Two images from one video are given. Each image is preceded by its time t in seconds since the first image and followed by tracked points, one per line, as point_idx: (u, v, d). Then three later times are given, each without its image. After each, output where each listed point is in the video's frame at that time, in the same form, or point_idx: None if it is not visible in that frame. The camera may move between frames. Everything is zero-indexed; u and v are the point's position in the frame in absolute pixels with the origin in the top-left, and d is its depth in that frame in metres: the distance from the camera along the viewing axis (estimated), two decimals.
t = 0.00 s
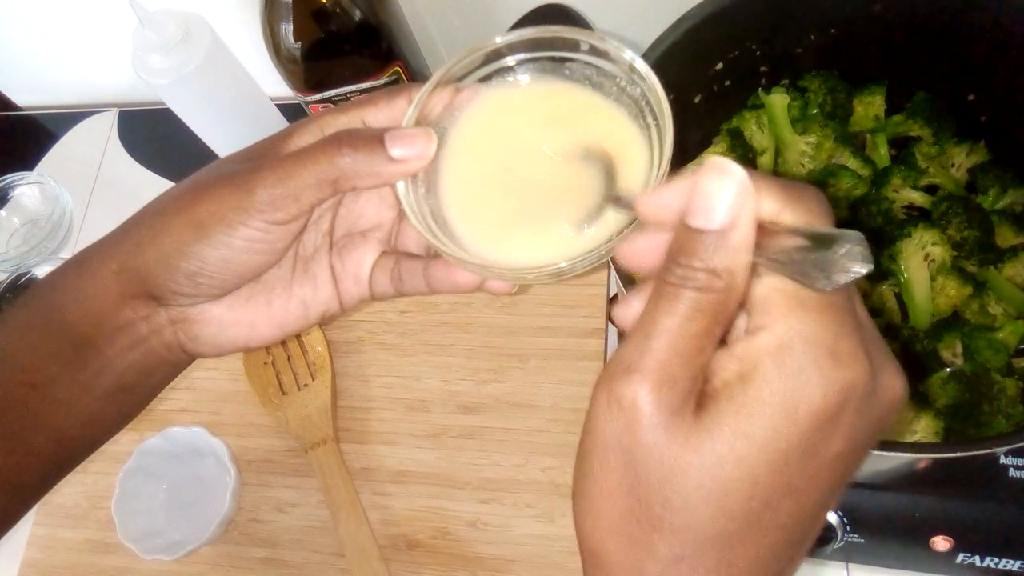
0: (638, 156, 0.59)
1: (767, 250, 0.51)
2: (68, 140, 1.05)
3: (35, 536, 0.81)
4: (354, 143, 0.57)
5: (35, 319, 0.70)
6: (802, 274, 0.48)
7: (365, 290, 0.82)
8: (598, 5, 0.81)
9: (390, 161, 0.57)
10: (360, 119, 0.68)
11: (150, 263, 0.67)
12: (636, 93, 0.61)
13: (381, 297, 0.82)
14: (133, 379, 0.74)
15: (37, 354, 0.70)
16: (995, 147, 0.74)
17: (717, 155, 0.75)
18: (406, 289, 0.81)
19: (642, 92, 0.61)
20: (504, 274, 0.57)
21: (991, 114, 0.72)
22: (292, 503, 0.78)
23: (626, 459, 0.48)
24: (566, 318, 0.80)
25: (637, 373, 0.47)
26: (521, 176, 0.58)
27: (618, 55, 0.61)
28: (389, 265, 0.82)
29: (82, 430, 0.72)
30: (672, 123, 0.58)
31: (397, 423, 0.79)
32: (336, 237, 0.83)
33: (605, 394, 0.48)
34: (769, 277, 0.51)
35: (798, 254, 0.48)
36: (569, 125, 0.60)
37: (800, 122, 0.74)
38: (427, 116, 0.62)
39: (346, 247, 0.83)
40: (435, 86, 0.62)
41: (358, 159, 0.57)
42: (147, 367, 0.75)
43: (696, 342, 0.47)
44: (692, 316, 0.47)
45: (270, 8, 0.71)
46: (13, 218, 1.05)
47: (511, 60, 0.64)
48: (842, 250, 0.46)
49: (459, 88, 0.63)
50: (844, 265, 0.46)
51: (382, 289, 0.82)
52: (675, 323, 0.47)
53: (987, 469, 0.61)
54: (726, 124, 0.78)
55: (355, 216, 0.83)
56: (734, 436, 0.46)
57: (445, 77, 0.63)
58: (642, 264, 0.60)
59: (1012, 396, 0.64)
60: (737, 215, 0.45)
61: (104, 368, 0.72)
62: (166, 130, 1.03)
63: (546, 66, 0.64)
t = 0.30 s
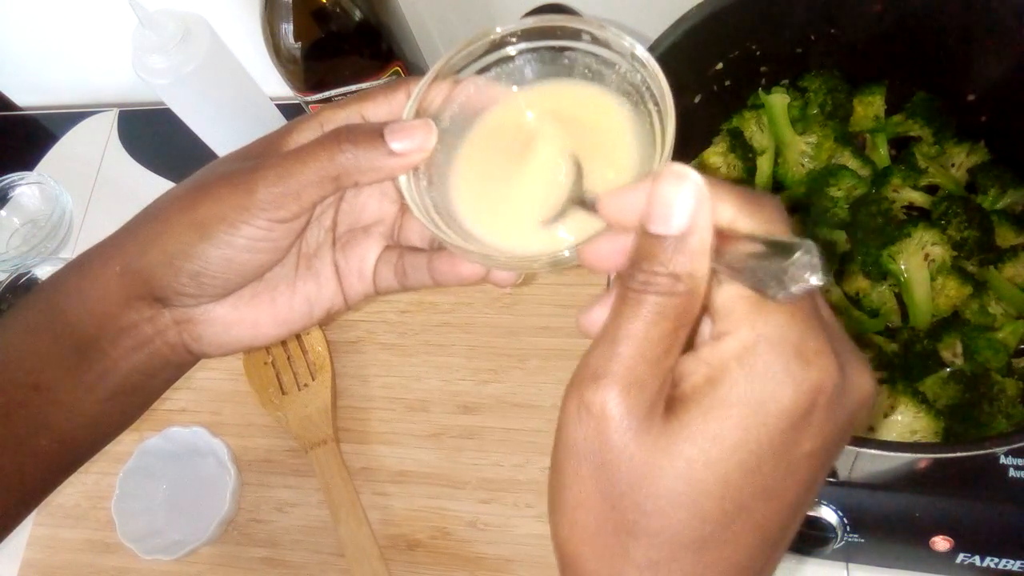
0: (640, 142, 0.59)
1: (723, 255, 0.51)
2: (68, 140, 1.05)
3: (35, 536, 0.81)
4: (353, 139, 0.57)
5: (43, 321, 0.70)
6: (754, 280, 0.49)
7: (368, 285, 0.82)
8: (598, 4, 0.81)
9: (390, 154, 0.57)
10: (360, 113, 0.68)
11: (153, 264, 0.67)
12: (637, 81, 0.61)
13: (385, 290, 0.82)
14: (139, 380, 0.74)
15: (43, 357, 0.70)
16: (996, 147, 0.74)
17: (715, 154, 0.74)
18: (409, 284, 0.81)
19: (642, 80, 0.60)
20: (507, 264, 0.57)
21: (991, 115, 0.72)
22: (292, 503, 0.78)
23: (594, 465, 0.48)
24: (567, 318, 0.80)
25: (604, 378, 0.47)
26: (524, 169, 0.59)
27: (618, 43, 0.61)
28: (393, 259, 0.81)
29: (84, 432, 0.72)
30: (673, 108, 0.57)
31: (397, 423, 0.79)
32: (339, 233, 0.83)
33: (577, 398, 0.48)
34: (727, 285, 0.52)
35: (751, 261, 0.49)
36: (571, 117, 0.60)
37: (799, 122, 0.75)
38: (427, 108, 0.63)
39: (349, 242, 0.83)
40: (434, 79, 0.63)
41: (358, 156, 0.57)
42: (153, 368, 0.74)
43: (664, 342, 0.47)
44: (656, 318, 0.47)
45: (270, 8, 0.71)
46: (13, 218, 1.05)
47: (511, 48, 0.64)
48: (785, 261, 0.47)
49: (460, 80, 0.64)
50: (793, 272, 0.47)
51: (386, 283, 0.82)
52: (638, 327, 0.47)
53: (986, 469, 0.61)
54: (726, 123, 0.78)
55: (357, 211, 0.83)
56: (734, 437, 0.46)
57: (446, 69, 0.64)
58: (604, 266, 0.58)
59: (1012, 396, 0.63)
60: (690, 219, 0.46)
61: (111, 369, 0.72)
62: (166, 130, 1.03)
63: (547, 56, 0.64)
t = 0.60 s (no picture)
0: (638, 148, 0.59)
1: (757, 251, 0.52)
2: (68, 141, 1.05)
3: (35, 537, 0.81)
4: (355, 144, 0.57)
5: (47, 322, 0.70)
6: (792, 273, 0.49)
7: (370, 288, 0.82)
8: (598, 3, 0.81)
9: (390, 159, 0.56)
10: (362, 119, 0.68)
11: (158, 267, 0.67)
12: (635, 86, 0.61)
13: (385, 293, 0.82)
14: (144, 382, 0.74)
15: (47, 359, 0.70)
16: (996, 147, 0.74)
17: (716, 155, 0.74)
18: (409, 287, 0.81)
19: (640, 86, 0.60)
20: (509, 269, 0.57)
21: (991, 115, 0.72)
22: (292, 502, 0.78)
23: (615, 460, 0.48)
24: (566, 318, 0.80)
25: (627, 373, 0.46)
26: (523, 172, 0.58)
27: (614, 48, 0.61)
28: (394, 262, 0.81)
29: (86, 434, 0.72)
30: (669, 114, 0.58)
31: (397, 422, 0.79)
32: (340, 236, 0.82)
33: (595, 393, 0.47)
34: (751, 278, 0.52)
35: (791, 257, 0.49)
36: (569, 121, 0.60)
37: (800, 122, 0.74)
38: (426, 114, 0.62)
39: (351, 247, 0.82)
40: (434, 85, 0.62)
41: (360, 160, 0.57)
42: (159, 369, 0.74)
43: (688, 337, 0.47)
44: (679, 313, 0.46)
45: (270, 8, 0.71)
46: (13, 218, 1.05)
47: (508, 55, 0.63)
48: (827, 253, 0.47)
49: (458, 86, 0.63)
50: (829, 265, 0.47)
51: (387, 286, 0.82)
52: (665, 324, 0.46)
53: (986, 469, 0.61)
54: (726, 123, 0.78)
55: (359, 214, 0.82)
56: (735, 432, 0.46)
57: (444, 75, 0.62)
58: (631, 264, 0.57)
59: (1012, 396, 0.64)
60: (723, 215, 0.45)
61: (115, 371, 0.72)
62: (166, 130, 1.03)
63: (546, 61, 0.63)
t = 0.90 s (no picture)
0: (620, 142, 0.60)
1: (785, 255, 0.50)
2: (68, 140, 1.05)
3: (35, 537, 0.81)
4: (329, 139, 0.57)
5: (25, 324, 0.70)
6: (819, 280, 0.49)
7: (354, 287, 0.83)
8: (599, 3, 0.81)
9: (366, 153, 0.56)
10: (342, 114, 0.67)
11: (134, 267, 0.68)
12: (618, 78, 0.62)
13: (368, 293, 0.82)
14: (126, 384, 0.74)
15: (27, 360, 0.70)
16: (996, 147, 0.74)
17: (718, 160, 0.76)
18: (393, 285, 0.82)
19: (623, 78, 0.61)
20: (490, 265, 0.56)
21: (991, 115, 0.72)
22: (292, 502, 0.78)
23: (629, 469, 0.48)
24: (566, 318, 0.80)
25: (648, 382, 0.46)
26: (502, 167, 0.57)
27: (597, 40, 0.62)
28: (376, 261, 0.82)
29: (76, 434, 0.72)
30: (651, 106, 0.58)
31: (397, 422, 0.79)
32: (324, 236, 0.83)
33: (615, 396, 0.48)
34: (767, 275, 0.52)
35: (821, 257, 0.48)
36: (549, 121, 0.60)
37: (800, 122, 0.75)
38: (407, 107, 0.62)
39: (334, 246, 0.83)
40: (415, 78, 0.62)
41: (334, 156, 0.57)
42: (139, 371, 0.75)
43: (713, 339, 0.47)
44: (699, 315, 0.46)
45: (270, 7, 0.71)
46: (13, 218, 1.05)
47: (484, 51, 0.65)
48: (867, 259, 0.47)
49: (439, 80, 0.63)
50: (873, 270, 0.46)
51: (370, 285, 0.82)
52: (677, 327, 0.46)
53: (987, 469, 0.61)
54: (726, 123, 0.78)
55: (343, 212, 0.83)
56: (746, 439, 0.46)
57: (426, 70, 0.63)
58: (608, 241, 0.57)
59: (1012, 396, 0.63)
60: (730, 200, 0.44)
61: (96, 373, 0.72)
62: (166, 130, 1.03)
63: (528, 54, 0.64)
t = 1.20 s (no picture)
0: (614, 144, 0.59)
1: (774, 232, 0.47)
2: (68, 141, 1.05)
3: (35, 537, 0.81)
4: (318, 147, 0.58)
5: (10, 334, 0.70)
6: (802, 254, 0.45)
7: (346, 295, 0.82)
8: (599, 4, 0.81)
9: (357, 160, 0.57)
10: (335, 118, 0.68)
11: (122, 275, 0.68)
12: (614, 79, 0.62)
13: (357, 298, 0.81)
14: (116, 392, 0.74)
15: (15, 368, 0.69)
16: (996, 147, 0.74)
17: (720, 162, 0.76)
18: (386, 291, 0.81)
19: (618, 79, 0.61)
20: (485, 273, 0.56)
21: (992, 115, 0.72)
22: (292, 503, 0.78)
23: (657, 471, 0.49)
24: (566, 318, 0.80)
25: (676, 378, 0.47)
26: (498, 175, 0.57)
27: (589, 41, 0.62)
28: (369, 267, 0.81)
29: (68, 439, 0.72)
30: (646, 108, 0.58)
31: (397, 422, 0.79)
32: (317, 240, 0.83)
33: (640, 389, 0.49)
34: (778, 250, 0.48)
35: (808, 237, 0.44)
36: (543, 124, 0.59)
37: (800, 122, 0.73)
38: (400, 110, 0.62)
39: (326, 250, 0.82)
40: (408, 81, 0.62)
41: (323, 163, 0.58)
42: (130, 379, 0.75)
43: (734, 320, 0.47)
44: (714, 303, 0.47)
45: (271, 8, 0.71)
46: (13, 218, 1.05)
47: (472, 56, 0.65)
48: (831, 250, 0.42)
49: (433, 82, 0.64)
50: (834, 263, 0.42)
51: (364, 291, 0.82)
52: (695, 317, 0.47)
53: (987, 469, 0.61)
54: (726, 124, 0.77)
55: (336, 216, 0.83)
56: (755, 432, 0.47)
57: (420, 72, 0.63)
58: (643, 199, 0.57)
59: (1012, 396, 0.63)
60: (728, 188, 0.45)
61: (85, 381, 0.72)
62: (166, 130, 1.03)
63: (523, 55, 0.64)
